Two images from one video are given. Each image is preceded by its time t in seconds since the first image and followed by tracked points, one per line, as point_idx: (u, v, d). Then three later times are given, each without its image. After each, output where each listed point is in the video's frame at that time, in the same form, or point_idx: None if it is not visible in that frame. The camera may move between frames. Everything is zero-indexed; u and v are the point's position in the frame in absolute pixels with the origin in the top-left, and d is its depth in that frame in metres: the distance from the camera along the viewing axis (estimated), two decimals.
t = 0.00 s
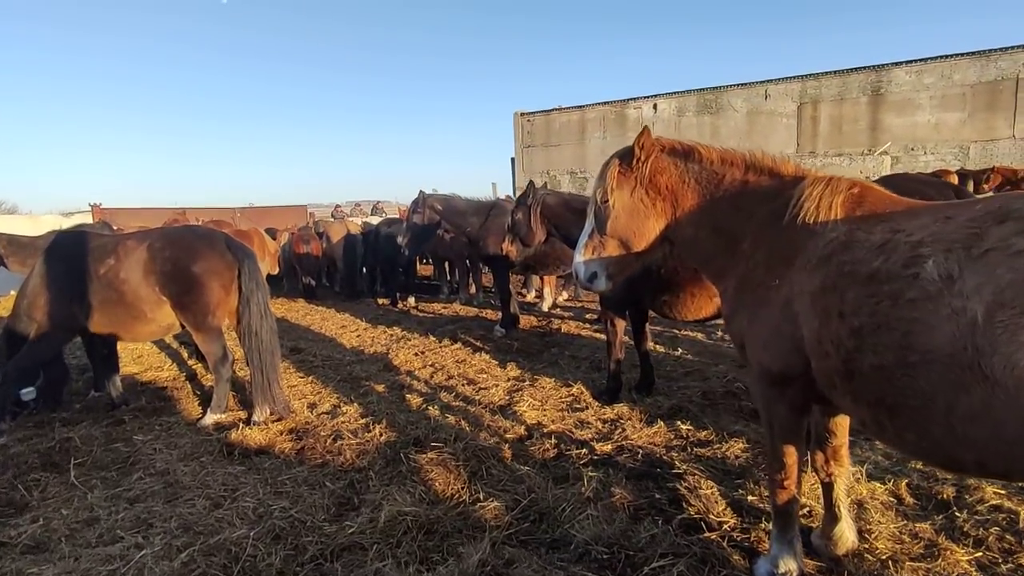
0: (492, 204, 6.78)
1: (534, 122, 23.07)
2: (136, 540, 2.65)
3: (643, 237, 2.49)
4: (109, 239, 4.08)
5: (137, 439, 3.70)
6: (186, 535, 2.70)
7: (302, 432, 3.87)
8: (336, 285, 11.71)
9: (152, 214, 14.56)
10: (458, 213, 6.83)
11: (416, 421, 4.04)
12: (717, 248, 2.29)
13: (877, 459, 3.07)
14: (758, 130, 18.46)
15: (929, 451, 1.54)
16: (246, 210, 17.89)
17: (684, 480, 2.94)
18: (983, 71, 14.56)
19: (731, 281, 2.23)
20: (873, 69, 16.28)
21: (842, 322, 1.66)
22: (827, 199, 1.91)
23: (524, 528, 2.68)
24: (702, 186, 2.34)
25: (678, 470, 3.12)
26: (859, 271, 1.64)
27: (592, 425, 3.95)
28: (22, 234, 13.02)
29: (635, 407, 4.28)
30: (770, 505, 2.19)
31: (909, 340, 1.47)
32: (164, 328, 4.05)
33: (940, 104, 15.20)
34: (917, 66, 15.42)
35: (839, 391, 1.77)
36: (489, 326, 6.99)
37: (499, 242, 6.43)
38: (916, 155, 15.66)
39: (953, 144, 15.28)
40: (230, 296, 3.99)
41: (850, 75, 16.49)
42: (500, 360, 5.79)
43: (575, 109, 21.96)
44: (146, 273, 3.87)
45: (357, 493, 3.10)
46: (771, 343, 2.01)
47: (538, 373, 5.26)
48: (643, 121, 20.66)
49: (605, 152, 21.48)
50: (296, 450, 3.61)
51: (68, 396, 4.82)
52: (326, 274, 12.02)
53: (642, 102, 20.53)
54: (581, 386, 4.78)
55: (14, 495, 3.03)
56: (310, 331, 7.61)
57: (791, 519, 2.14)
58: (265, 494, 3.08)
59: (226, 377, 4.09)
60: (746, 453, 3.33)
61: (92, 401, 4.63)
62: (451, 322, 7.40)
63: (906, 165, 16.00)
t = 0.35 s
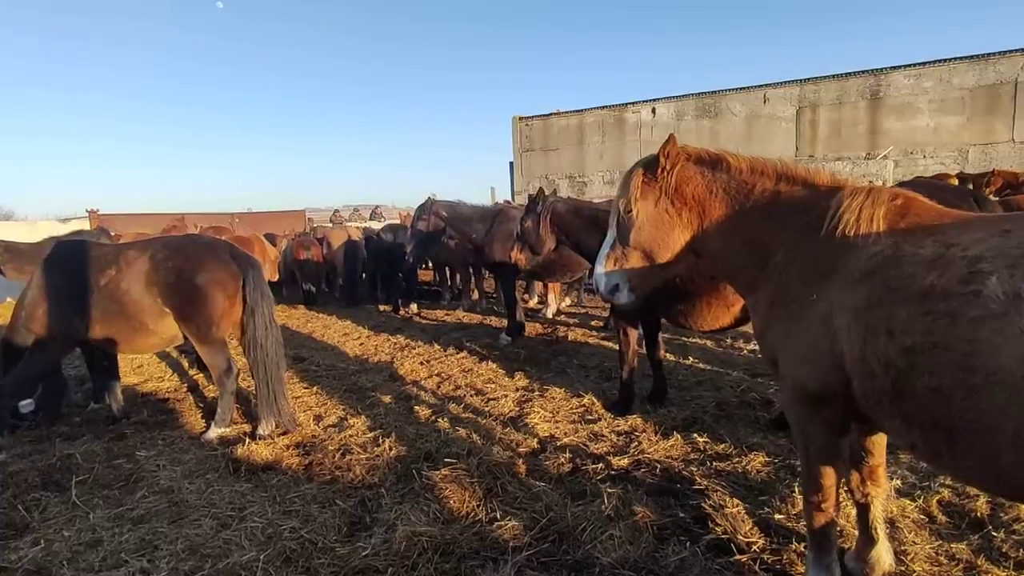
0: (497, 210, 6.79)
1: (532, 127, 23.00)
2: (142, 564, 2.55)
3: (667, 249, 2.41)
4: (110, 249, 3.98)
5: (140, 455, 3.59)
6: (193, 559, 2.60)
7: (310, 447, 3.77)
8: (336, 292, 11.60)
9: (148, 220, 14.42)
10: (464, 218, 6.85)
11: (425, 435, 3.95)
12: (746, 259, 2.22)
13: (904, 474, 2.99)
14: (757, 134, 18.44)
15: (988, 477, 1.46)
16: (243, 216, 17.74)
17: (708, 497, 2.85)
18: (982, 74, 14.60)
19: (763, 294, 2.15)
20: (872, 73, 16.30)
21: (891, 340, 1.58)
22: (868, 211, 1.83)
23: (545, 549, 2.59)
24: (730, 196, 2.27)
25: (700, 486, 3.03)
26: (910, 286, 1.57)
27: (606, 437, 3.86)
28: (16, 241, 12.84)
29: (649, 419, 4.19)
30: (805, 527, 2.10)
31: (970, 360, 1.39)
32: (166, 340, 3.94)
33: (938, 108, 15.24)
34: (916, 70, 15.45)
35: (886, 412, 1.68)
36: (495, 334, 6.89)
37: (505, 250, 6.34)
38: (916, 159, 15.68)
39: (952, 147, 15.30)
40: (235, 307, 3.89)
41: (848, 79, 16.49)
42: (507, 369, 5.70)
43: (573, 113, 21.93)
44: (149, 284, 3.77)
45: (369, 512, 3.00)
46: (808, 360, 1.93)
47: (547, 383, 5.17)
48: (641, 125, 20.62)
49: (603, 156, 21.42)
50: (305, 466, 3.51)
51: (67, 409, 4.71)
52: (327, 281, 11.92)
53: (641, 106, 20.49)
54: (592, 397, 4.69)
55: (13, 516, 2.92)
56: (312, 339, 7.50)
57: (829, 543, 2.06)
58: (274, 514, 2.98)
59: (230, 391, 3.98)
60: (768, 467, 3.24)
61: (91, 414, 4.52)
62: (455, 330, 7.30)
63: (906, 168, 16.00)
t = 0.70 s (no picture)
0: (477, 212, 6.62)
1: (502, 130, 22.92)
2: None
3: (675, 253, 2.34)
4: (66, 247, 3.68)
5: (100, 469, 3.32)
6: None
7: (287, 458, 3.57)
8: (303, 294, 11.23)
9: (100, 217, 13.70)
10: (442, 221, 6.66)
11: (409, 444, 3.79)
12: (757, 264, 2.17)
13: (897, 479, 3.00)
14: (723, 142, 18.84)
15: None
16: (202, 214, 17.07)
17: (708, 506, 2.79)
18: (933, 90, 15.29)
19: (775, 299, 2.10)
20: (832, 86, 16.86)
21: (923, 347, 1.53)
22: (889, 215, 1.79)
23: (545, 564, 2.48)
24: (741, 198, 2.21)
25: (698, 495, 2.98)
26: (943, 292, 1.53)
27: (597, 444, 3.78)
28: None
29: (638, 425, 4.14)
30: (819, 539, 2.06)
31: (1013, 368, 1.36)
32: (130, 346, 3.67)
33: (893, 121, 15.89)
34: (873, 84, 16.06)
35: (913, 420, 1.63)
36: (473, 339, 6.76)
37: (484, 252, 6.21)
38: (872, 169, 16.30)
39: (906, 159, 15.96)
40: (205, 310, 3.65)
41: (809, 91, 17.01)
42: (488, 374, 5.57)
43: (543, 118, 21.98)
44: (110, 285, 3.50)
45: (355, 527, 2.83)
46: (825, 367, 1.88)
47: (531, 389, 5.07)
48: (610, 130, 20.79)
49: (573, 161, 21.52)
50: (283, 478, 3.31)
51: (13, 419, 4.34)
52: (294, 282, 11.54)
53: (610, 112, 20.66)
54: (578, 402, 4.61)
55: None
56: (281, 343, 7.20)
57: (843, 554, 2.02)
58: (252, 532, 2.78)
59: (199, 399, 3.73)
60: (763, 474, 3.21)
61: (42, 425, 4.18)
62: (432, 334, 7.13)
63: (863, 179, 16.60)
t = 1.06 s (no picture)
0: (458, 216, 6.49)
1: (469, 132, 22.75)
2: None
3: (697, 261, 2.29)
4: (27, 249, 3.39)
5: (67, 492, 3.06)
6: None
7: (272, 475, 3.36)
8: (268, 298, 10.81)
9: (44, 216, 12.89)
10: (424, 224, 6.51)
11: (402, 457, 3.63)
12: (783, 273, 2.14)
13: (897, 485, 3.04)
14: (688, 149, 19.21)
15: None
16: (157, 214, 16.30)
17: (719, 517, 2.75)
18: (886, 103, 15.98)
19: (803, 309, 2.08)
20: (792, 97, 17.43)
21: (974, 360, 1.52)
22: (926, 226, 1.79)
23: None
24: (766, 207, 2.18)
25: (706, 505, 2.94)
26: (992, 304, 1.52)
27: (595, 454, 3.72)
28: None
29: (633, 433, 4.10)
30: (848, 552, 2.04)
31: None
32: (99, 356, 3.40)
33: (849, 132, 16.54)
34: (830, 96, 16.68)
35: (959, 433, 1.62)
36: (454, 345, 6.62)
37: (467, 256, 6.09)
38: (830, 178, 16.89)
39: (861, 169, 16.58)
40: (183, 317, 3.41)
41: (771, 101, 17.54)
42: (473, 381, 5.44)
43: (511, 121, 21.97)
44: (78, 291, 3.23)
45: (354, 548, 2.68)
46: (859, 378, 1.86)
47: (519, 397, 4.97)
48: (578, 135, 20.93)
49: (541, 165, 21.55)
50: (272, 497, 3.12)
51: None
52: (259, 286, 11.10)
53: (578, 117, 20.81)
54: (569, 410, 4.54)
55: None
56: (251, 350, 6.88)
57: (873, 567, 2.00)
58: (243, 556, 2.59)
59: (175, 413, 3.48)
60: (765, 481, 3.21)
61: None
62: (410, 340, 6.95)
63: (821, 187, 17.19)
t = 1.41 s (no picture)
0: (485, 226, 6.47)
1: (483, 142, 22.80)
2: None
3: (757, 271, 2.20)
4: (68, 265, 3.40)
5: (107, 509, 3.03)
6: None
7: (309, 491, 3.32)
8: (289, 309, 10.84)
9: (68, 231, 13.07)
10: (450, 235, 6.48)
11: (439, 472, 3.56)
12: (851, 283, 2.05)
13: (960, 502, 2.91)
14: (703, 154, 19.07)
15: None
16: (177, 227, 16.49)
17: (776, 535, 2.65)
18: (906, 105, 15.75)
19: (874, 320, 1.99)
20: (808, 101, 17.26)
21: None
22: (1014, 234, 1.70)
23: None
24: (831, 214, 2.10)
25: (760, 522, 2.83)
26: None
27: (636, 468, 3.62)
28: None
29: (672, 445, 3.99)
30: None
31: None
32: (138, 372, 3.39)
33: (868, 134, 16.31)
34: (848, 99, 16.49)
35: None
36: (480, 355, 6.55)
37: (494, 267, 6.13)
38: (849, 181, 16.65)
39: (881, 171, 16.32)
40: (220, 332, 3.39)
41: (787, 105, 17.38)
42: (503, 393, 5.37)
43: (525, 130, 22.00)
44: (119, 307, 3.23)
45: (399, 568, 2.61)
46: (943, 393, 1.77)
47: (551, 409, 4.88)
48: (592, 142, 20.88)
49: (555, 172, 21.51)
50: (312, 515, 3.07)
51: None
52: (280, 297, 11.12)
53: (592, 125, 20.77)
54: (605, 422, 4.45)
55: None
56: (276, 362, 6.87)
57: None
58: None
59: (212, 429, 3.45)
60: (817, 496, 3.09)
61: (31, 457, 3.84)
62: (435, 351, 6.90)
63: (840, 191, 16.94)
